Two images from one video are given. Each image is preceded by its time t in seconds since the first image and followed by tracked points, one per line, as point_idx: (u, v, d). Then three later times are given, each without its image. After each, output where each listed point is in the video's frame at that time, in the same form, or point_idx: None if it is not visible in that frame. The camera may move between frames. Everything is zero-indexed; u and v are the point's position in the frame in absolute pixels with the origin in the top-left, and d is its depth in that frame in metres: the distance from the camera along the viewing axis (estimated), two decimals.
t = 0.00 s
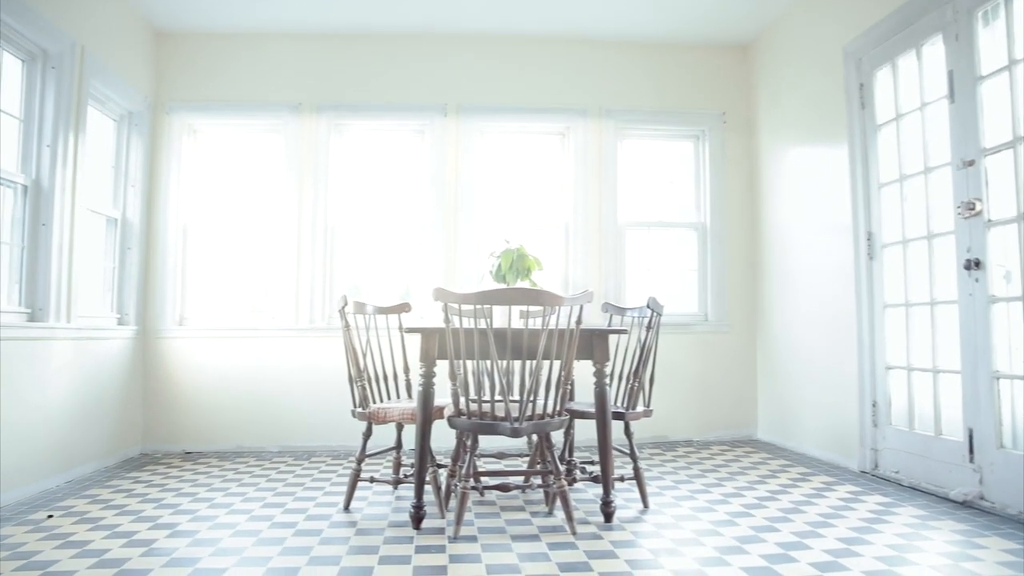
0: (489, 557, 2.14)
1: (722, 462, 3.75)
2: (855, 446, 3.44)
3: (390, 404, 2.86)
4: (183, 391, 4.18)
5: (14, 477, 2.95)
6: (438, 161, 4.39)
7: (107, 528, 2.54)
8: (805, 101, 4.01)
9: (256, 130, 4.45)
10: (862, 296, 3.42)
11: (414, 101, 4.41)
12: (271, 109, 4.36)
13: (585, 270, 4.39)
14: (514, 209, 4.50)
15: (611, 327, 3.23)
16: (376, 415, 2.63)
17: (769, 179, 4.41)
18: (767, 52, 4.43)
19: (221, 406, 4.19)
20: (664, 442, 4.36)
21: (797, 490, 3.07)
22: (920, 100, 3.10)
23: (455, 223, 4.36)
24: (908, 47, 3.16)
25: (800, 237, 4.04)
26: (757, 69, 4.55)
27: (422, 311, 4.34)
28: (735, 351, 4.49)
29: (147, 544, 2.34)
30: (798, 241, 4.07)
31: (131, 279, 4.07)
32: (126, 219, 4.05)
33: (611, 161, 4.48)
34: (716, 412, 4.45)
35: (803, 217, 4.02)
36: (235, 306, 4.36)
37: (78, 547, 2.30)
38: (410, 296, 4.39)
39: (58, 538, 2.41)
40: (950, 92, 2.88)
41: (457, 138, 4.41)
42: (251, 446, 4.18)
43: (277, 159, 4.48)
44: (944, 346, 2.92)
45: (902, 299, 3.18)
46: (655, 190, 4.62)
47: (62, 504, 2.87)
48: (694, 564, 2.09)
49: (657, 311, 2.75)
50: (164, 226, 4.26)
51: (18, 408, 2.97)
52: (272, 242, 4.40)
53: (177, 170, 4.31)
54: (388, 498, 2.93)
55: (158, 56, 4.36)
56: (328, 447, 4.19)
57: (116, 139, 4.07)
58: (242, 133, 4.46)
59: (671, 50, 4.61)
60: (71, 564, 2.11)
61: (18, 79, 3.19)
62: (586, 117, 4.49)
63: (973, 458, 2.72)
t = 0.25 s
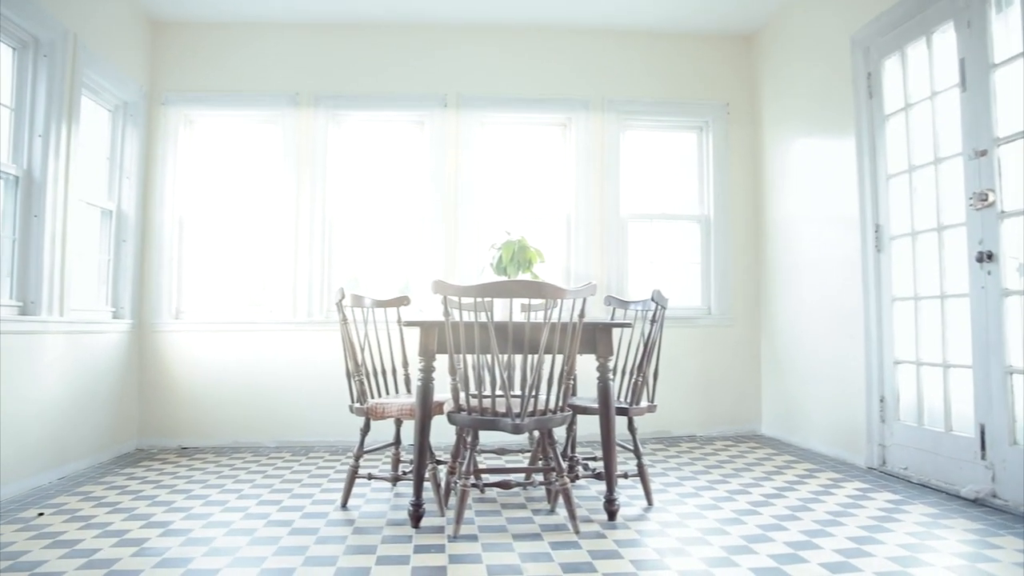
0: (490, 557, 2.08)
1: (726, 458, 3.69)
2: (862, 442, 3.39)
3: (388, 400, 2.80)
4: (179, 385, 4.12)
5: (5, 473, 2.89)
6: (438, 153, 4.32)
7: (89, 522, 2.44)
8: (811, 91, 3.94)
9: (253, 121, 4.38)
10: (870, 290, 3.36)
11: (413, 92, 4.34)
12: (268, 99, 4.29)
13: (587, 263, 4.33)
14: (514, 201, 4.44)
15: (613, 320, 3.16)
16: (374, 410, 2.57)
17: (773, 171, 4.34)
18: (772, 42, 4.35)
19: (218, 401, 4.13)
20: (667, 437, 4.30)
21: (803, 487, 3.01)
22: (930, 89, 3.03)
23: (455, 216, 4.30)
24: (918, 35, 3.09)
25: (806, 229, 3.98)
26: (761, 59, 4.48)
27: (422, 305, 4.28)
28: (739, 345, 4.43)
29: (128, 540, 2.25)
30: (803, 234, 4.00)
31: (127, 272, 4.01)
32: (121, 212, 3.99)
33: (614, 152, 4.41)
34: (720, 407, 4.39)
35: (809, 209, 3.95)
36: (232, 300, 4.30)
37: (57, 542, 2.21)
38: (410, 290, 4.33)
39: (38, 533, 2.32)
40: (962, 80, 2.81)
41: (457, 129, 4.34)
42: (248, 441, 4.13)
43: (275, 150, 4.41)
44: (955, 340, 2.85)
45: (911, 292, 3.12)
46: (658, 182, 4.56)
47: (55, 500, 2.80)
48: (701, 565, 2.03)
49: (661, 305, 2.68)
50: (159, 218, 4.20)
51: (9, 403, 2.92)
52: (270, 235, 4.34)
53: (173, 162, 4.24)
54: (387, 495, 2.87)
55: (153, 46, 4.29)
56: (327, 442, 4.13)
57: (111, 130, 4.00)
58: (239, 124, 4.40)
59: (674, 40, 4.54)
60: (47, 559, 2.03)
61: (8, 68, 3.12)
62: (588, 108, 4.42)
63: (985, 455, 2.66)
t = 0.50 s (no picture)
0: (490, 558, 2.01)
1: (731, 454, 3.63)
2: (870, 438, 3.32)
3: (387, 396, 2.73)
4: (175, 380, 4.06)
5: None
6: (438, 144, 4.25)
7: (71, 518, 2.36)
8: (818, 81, 3.86)
9: (250, 112, 4.31)
10: (878, 283, 3.29)
11: (413, 82, 4.27)
12: (265, 90, 4.22)
13: (589, 256, 4.26)
14: (515, 193, 4.37)
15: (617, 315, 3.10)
16: (371, 407, 2.51)
17: (778, 163, 4.26)
18: (778, 31, 4.27)
19: (214, 396, 4.07)
20: (669, 433, 4.24)
21: (810, 485, 2.95)
22: (942, 78, 2.95)
23: (455, 209, 4.23)
24: (929, 22, 3.01)
25: (812, 222, 3.91)
26: (767, 49, 4.40)
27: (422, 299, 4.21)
28: (743, 340, 4.36)
29: (112, 535, 2.17)
30: (809, 226, 3.93)
31: (121, 266, 3.94)
32: (115, 204, 3.92)
33: (616, 144, 4.34)
34: (724, 402, 4.33)
35: (815, 201, 3.88)
36: (228, 293, 4.23)
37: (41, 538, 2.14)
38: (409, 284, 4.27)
39: (23, 529, 2.25)
40: (975, 68, 2.73)
41: (457, 120, 4.27)
42: (245, 437, 4.07)
43: (272, 142, 4.34)
44: (967, 335, 2.79)
45: (921, 286, 3.05)
46: (661, 174, 4.48)
47: (46, 497, 2.71)
48: (708, 567, 1.96)
49: (666, 298, 2.62)
50: (154, 211, 4.13)
51: None
52: (267, 228, 4.27)
53: (168, 153, 4.17)
54: (385, 493, 2.81)
55: (148, 36, 4.21)
56: (325, 438, 4.08)
57: (104, 121, 3.93)
58: (235, 116, 4.32)
59: (678, 29, 4.45)
60: (31, 557, 1.96)
61: None
62: (591, 99, 4.34)
63: (998, 452, 2.60)
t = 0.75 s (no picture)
0: (490, 560, 1.95)
1: (735, 452, 3.57)
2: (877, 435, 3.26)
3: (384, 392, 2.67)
4: (170, 376, 4.00)
5: None
6: (437, 136, 4.17)
7: (60, 518, 2.31)
8: (825, 72, 3.78)
9: (246, 104, 4.24)
10: (886, 277, 3.22)
11: (412, 73, 4.19)
12: (261, 81, 4.14)
13: (591, 250, 4.20)
14: (516, 187, 4.30)
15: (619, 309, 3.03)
16: (368, 403, 2.45)
17: (783, 155, 4.19)
18: (783, 21, 4.20)
19: (210, 392, 4.01)
20: (672, 429, 4.18)
21: (817, 484, 2.89)
22: (954, 67, 2.87)
23: (455, 202, 4.16)
24: (941, 10, 2.93)
25: (818, 215, 3.84)
26: (772, 39, 4.32)
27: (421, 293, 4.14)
28: (747, 335, 4.30)
29: (100, 536, 2.11)
30: (815, 220, 3.86)
31: (115, 259, 3.87)
32: (109, 197, 3.85)
33: (619, 136, 4.26)
34: (727, 399, 4.27)
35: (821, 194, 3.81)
36: (224, 288, 4.17)
37: (27, 538, 2.07)
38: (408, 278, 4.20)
39: (10, 529, 2.18)
40: (989, 56, 2.66)
41: (457, 112, 4.19)
42: (241, 433, 4.01)
43: (268, 134, 4.26)
44: (979, 330, 2.72)
45: (931, 280, 2.98)
46: (664, 167, 4.41)
47: (35, 497, 2.65)
48: (715, 570, 1.90)
49: (671, 293, 2.55)
50: (149, 205, 4.06)
51: None
52: (264, 221, 4.20)
53: (163, 145, 4.10)
54: (383, 492, 2.75)
55: (142, 26, 4.13)
56: (322, 435, 4.01)
57: (97, 112, 3.85)
58: (231, 107, 4.25)
59: (682, 19, 4.37)
60: (16, 559, 1.90)
61: None
62: (593, 90, 4.26)
63: (1011, 451, 2.53)
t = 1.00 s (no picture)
0: (489, 564, 1.89)
1: (739, 450, 3.51)
2: (885, 433, 3.20)
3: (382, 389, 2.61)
4: (165, 372, 3.94)
5: None
6: (437, 129, 4.10)
7: (48, 518, 2.25)
8: (831, 62, 3.71)
9: (242, 95, 4.16)
10: (895, 272, 3.16)
11: (410, 64, 4.12)
12: (258, 72, 4.07)
13: (592, 244, 4.13)
14: (517, 180, 4.23)
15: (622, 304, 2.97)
16: (365, 400, 2.39)
17: (788, 148, 4.12)
18: (789, 11, 4.12)
19: (205, 388, 3.95)
20: (675, 426, 4.12)
21: (824, 483, 2.83)
22: (966, 56, 2.80)
23: (455, 196, 4.09)
24: None
25: (824, 209, 3.77)
26: (777, 30, 4.24)
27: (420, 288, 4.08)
28: (751, 331, 4.23)
29: (88, 537, 2.05)
30: (821, 213, 3.79)
31: (109, 253, 3.81)
32: (103, 190, 3.78)
33: (621, 129, 4.19)
34: (731, 395, 4.21)
35: (827, 188, 3.74)
36: (220, 282, 4.11)
37: (13, 540, 2.02)
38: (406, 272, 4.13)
39: None
40: (1003, 45, 2.58)
41: (457, 104, 4.12)
42: (237, 430, 3.95)
43: (265, 126, 4.19)
44: (990, 326, 2.65)
45: (940, 275, 2.91)
46: (667, 160, 4.34)
47: (24, 496, 2.59)
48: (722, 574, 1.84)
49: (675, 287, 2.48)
50: (144, 199, 3.99)
51: None
52: (260, 214, 4.13)
53: (157, 138, 4.03)
54: (381, 491, 2.69)
55: (135, 16, 4.06)
56: (320, 432, 3.96)
57: (90, 104, 3.78)
58: (227, 99, 4.18)
59: (686, 10, 4.30)
60: None
61: None
62: (595, 82, 4.19)
63: None
